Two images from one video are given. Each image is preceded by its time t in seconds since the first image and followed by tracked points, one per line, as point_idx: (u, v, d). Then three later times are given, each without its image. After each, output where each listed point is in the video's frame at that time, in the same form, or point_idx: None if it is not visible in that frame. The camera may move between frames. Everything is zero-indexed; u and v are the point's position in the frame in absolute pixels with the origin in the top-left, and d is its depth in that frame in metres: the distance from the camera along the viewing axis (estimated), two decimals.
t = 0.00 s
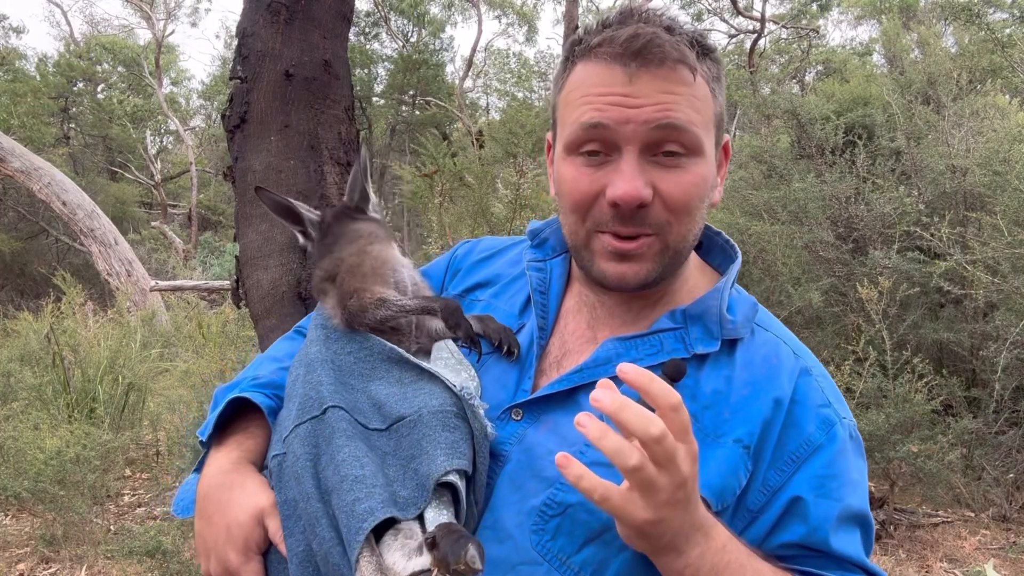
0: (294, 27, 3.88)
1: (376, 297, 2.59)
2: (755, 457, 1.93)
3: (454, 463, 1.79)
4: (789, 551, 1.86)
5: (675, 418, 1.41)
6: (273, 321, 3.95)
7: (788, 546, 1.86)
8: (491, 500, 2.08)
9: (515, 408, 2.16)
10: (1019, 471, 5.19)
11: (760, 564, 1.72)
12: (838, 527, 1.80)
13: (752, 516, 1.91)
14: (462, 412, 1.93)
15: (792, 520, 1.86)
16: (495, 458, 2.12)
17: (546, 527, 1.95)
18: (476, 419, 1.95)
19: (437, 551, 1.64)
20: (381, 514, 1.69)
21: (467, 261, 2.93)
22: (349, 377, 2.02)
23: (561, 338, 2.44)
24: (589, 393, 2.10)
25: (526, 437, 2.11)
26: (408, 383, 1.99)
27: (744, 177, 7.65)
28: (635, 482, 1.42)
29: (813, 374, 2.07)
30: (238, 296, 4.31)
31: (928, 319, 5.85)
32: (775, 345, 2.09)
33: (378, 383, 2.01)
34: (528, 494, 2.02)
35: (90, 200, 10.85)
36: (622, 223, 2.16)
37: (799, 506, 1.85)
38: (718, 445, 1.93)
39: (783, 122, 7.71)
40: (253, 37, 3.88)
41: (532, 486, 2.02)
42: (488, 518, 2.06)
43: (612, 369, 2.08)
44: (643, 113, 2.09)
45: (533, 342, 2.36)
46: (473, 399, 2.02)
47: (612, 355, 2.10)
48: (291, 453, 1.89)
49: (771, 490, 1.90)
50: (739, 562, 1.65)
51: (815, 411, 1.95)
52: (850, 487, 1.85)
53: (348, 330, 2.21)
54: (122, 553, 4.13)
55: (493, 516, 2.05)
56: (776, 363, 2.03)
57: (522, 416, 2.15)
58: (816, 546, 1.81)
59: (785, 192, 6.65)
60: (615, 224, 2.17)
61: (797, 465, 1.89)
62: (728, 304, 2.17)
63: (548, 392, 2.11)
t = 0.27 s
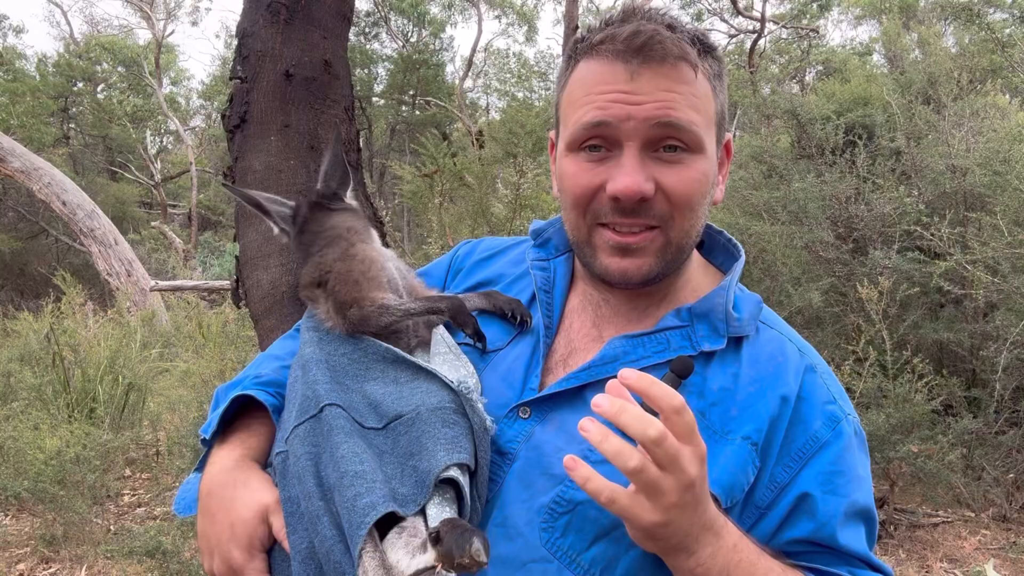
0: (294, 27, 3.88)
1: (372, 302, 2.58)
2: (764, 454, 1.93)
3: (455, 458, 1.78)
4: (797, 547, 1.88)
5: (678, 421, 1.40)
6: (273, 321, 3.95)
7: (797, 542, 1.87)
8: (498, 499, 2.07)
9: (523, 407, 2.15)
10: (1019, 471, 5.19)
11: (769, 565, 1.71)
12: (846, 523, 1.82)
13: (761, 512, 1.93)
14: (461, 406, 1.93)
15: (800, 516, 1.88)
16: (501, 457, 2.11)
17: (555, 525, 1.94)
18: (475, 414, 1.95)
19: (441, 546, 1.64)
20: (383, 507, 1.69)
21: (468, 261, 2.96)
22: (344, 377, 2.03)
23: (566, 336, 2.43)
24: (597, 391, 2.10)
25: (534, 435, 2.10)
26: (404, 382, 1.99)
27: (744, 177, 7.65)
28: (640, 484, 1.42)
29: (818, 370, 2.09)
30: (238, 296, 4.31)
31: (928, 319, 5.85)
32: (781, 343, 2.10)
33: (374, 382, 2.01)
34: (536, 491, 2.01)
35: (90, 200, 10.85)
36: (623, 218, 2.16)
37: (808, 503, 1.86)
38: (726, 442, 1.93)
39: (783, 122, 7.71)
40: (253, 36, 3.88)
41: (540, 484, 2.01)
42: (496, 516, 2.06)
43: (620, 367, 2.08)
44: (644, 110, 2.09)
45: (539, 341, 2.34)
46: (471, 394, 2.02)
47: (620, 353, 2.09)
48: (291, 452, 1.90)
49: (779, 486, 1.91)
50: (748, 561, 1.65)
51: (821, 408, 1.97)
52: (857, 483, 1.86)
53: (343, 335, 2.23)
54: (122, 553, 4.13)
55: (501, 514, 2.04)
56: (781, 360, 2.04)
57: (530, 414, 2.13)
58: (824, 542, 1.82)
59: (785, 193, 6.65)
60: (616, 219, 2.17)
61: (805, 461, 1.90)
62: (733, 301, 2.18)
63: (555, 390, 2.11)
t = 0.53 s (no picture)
0: (294, 27, 3.88)
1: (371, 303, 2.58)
2: (766, 448, 1.93)
3: (461, 460, 1.78)
4: (798, 538, 1.89)
5: (673, 405, 1.41)
6: (273, 321, 3.95)
7: (798, 532, 1.88)
8: (507, 496, 2.07)
9: (529, 405, 2.14)
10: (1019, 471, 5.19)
11: (775, 554, 1.70)
12: (846, 515, 1.83)
13: (762, 505, 1.93)
14: (462, 409, 1.93)
15: (801, 507, 1.88)
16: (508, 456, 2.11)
17: (564, 522, 1.94)
18: (479, 415, 1.94)
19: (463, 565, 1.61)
20: (394, 513, 1.68)
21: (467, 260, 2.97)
22: (341, 386, 2.03)
23: (569, 335, 2.42)
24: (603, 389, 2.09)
25: (541, 434, 2.10)
26: (402, 389, 1.99)
27: (744, 177, 7.65)
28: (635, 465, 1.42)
29: (817, 365, 2.09)
30: (238, 296, 4.31)
31: (928, 319, 5.85)
32: (780, 339, 2.10)
33: (371, 390, 2.01)
34: (546, 489, 2.01)
35: (90, 200, 10.85)
36: (598, 219, 2.15)
37: (809, 494, 1.87)
38: (731, 436, 1.92)
39: (783, 122, 7.71)
40: (253, 37, 3.88)
41: (548, 482, 2.01)
42: (505, 514, 2.05)
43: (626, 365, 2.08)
44: (618, 112, 2.08)
45: (543, 340, 2.34)
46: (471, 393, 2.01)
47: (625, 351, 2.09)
48: (296, 462, 1.90)
49: (781, 479, 1.91)
50: (755, 560, 1.65)
51: (821, 403, 1.97)
52: (856, 476, 1.87)
53: (343, 347, 2.26)
54: (122, 553, 4.13)
55: (511, 512, 2.04)
56: (782, 357, 2.04)
57: (536, 413, 2.13)
58: (825, 532, 1.83)
59: (785, 192, 6.65)
60: (592, 220, 2.16)
61: (806, 455, 1.90)
62: (734, 299, 2.18)
63: (561, 388, 2.10)
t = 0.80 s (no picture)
0: (294, 27, 3.88)
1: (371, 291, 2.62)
2: (764, 434, 1.93)
3: (474, 458, 1.80)
4: (796, 518, 1.87)
5: (647, 352, 1.46)
6: (273, 321, 3.95)
7: (794, 512, 1.86)
8: (513, 491, 2.07)
9: (531, 400, 2.14)
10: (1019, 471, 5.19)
11: (775, 522, 1.67)
12: (840, 496, 1.82)
13: (759, 488, 1.92)
14: (473, 407, 1.94)
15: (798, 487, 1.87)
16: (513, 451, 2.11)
17: (570, 515, 1.94)
18: (488, 414, 1.96)
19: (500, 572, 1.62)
20: (413, 512, 1.70)
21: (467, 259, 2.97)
22: (350, 380, 2.01)
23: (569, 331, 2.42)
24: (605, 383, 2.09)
25: (545, 428, 2.10)
26: (412, 384, 1.99)
27: (744, 177, 7.65)
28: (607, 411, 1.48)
29: (814, 358, 2.10)
30: (238, 296, 4.31)
31: (928, 319, 5.85)
32: (777, 334, 2.11)
33: (379, 385, 2.00)
34: (551, 483, 2.01)
35: (90, 200, 10.85)
36: (552, 214, 2.16)
37: (802, 472, 1.86)
38: (733, 425, 1.93)
39: (783, 122, 7.72)
40: (253, 37, 3.88)
41: (553, 475, 2.02)
42: (511, 509, 2.05)
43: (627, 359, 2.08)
44: (569, 112, 2.12)
45: (544, 337, 2.34)
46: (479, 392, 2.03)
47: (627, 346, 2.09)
48: (308, 461, 1.89)
49: (777, 463, 1.91)
50: (753, 531, 1.61)
51: (818, 393, 1.97)
52: (849, 464, 1.89)
53: (340, 334, 2.19)
54: (122, 553, 4.13)
55: (516, 507, 2.04)
56: (780, 350, 2.05)
57: (539, 408, 2.13)
58: (819, 511, 1.82)
59: (785, 192, 6.65)
60: (547, 215, 2.18)
61: (802, 441, 1.90)
62: (731, 296, 2.19)
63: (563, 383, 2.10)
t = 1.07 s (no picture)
0: (294, 27, 3.88)
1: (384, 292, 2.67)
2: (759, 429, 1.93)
3: (474, 453, 1.80)
4: (778, 505, 1.84)
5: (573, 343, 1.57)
6: (274, 321, 3.95)
7: (778, 498, 1.84)
8: (513, 489, 2.07)
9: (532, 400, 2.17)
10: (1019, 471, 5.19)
11: (742, 506, 1.66)
12: (827, 484, 1.79)
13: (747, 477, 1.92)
14: (475, 403, 1.95)
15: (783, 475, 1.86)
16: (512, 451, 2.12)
17: (569, 512, 1.93)
18: (490, 411, 1.96)
19: (491, 560, 1.60)
20: (413, 505, 1.70)
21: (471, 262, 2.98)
22: (358, 373, 2.01)
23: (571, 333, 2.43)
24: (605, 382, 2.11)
25: (544, 428, 2.11)
26: (417, 379, 2.00)
27: (744, 177, 7.65)
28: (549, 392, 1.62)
29: (812, 358, 2.11)
30: (238, 296, 4.31)
31: (928, 319, 5.85)
32: (776, 334, 2.11)
33: (385, 379, 2.00)
34: (550, 481, 2.01)
35: (90, 200, 10.85)
36: (556, 218, 2.17)
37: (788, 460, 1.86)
38: (728, 422, 1.93)
39: (783, 122, 7.72)
40: (253, 37, 3.88)
41: (552, 473, 2.02)
42: (510, 507, 2.04)
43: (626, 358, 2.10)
44: (569, 119, 2.13)
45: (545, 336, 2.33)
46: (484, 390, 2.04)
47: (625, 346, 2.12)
48: (309, 453, 1.88)
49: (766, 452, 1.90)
50: (711, 513, 1.61)
51: (814, 391, 1.98)
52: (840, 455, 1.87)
53: (347, 327, 2.19)
54: (122, 553, 4.13)
55: (516, 505, 2.03)
56: (778, 349, 2.05)
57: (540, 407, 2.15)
58: (801, 497, 1.80)
59: (785, 192, 6.65)
60: (551, 219, 2.19)
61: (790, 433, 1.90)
62: (730, 297, 2.19)
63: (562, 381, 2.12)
